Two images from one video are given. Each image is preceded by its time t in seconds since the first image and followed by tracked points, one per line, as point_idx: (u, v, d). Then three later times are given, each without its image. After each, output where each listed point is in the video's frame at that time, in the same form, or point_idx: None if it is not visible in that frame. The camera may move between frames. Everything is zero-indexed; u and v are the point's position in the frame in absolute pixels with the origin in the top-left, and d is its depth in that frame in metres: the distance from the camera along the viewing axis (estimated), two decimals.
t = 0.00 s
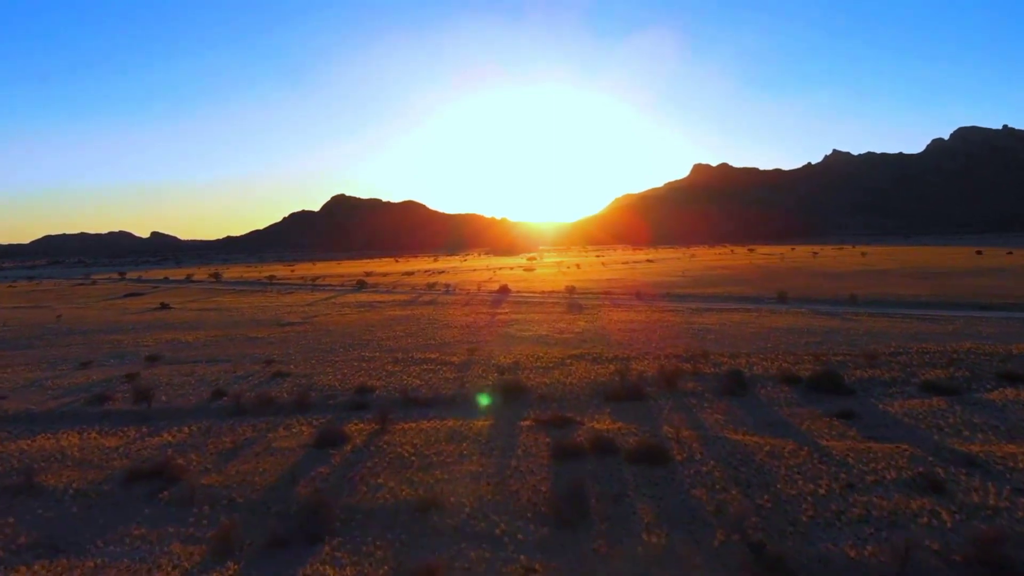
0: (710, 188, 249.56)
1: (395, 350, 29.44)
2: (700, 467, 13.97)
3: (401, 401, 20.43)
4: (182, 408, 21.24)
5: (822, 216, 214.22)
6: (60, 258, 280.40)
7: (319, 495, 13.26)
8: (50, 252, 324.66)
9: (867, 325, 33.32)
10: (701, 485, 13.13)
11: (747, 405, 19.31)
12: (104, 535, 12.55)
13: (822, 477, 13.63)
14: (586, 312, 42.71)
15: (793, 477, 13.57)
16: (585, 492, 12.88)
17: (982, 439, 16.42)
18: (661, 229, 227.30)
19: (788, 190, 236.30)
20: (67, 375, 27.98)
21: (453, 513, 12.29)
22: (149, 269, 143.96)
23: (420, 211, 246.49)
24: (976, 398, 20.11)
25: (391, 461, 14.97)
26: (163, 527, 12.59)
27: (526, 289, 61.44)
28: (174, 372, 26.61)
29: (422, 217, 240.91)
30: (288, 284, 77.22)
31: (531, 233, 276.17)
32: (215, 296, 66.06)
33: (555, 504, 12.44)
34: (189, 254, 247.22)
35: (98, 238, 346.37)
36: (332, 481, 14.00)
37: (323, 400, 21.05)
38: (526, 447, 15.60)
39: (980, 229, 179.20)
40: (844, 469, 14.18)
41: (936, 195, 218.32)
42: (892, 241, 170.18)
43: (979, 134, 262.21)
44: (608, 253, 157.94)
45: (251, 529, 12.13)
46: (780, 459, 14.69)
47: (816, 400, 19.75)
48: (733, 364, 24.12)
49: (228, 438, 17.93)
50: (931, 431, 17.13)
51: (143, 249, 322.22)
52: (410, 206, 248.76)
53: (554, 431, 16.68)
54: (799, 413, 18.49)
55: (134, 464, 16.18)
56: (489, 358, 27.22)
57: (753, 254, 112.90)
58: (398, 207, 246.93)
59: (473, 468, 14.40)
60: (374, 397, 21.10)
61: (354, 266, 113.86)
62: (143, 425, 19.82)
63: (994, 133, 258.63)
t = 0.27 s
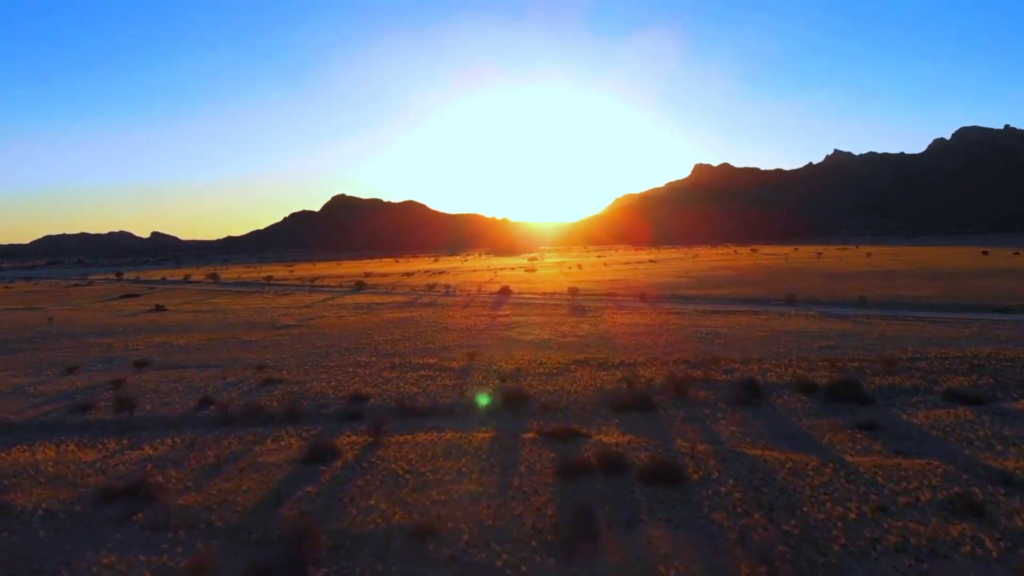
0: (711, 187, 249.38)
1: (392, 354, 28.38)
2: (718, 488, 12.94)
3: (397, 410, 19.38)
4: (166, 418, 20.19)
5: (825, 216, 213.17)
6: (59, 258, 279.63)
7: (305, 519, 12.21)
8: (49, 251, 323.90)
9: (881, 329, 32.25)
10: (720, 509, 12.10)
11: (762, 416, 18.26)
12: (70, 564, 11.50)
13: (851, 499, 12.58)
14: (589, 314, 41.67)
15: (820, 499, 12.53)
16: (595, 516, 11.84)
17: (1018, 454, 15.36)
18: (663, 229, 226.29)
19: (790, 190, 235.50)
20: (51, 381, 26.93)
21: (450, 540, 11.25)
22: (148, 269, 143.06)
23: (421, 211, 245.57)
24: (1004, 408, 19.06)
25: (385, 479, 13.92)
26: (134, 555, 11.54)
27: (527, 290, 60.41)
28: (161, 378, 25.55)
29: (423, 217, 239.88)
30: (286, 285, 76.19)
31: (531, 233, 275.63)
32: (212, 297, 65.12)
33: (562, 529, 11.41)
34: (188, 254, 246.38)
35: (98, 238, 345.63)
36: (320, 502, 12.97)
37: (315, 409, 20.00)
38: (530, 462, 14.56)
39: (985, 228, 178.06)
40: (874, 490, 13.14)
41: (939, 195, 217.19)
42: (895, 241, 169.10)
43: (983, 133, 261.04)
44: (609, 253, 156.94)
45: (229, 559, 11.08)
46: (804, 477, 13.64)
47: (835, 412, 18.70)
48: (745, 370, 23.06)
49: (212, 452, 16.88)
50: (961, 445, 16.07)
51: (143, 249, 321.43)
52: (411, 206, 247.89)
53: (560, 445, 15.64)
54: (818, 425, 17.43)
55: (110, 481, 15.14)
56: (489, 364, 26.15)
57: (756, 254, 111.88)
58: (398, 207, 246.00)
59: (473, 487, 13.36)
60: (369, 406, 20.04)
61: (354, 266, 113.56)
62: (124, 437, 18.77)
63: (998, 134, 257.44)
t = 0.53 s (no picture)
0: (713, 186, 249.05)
1: (389, 359, 27.30)
2: (739, 511, 11.90)
3: (392, 420, 18.33)
4: (149, 430, 19.14)
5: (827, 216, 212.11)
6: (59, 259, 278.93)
7: (289, 546, 11.15)
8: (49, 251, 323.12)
9: (895, 332, 31.14)
10: (743, 536, 11.05)
11: (780, 429, 17.19)
12: None
13: (885, 525, 11.54)
14: (593, 316, 40.61)
15: (851, 524, 11.49)
16: (606, 544, 10.77)
17: None
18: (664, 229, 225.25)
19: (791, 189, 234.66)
20: (34, 387, 25.88)
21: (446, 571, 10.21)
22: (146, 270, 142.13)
23: (421, 211, 244.64)
24: None
25: (377, 499, 12.88)
26: None
27: (528, 291, 59.40)
28: (147, 385, 24.46)
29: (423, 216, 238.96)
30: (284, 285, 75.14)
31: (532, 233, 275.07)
32: (208, 298, 64.16)
33: (570, 560, 10.36)
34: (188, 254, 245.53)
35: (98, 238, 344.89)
36: (306, 526, 11.91)
37: (305, 420, 18.95)
38: (534, 480, 13.50)
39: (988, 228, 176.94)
40: (908, 513, 12.09)
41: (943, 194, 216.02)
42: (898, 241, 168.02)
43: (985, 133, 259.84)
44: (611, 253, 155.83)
45: None
46: (831, 498, 12.60)
47: (857, 424, 17.64)
48: (759, 378, 21.99)
49: (194, 467, 15.82)
50: (996, 460, 15.01)
51: (143, 249, 320.65)
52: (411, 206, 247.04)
53: (565, 460, 14.58)
54: (840, 439, 16.38)
55: (82, 501, 14.08)
56: (489, 369, 25.07)
57: (759, 254, 111.09)
58: (399, 207, 245.06)
59: (472, 509, 12.29)
60: (362, 416, 18.97)
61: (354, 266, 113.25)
62: (102, 450, 17.70)
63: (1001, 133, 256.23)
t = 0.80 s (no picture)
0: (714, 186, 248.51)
1: (385, 363, 26.27)
2: (766, 540, 10.87)
3: (386, 431, 17.28)
4: (129, 442, 18.09)
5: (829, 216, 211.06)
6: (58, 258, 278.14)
7: None
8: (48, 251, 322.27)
9: (909, 336, 30.07)
10: (771, 570, 10.04)
11: (800, 442, 16.15)
12: None
13: (925, 556, 10.51)
14: (595, 318, 39.56)
15: (889, 556, 10.46)
16: None
17: None
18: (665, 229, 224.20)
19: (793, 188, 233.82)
20: (14, 394, 24.80)
21: None
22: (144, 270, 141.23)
23: (421, 211, 243.72)
24: None
25: (369, 523, 11.85)
26: None
27: (529, 292, 58.35)
28: (131, 392, 23.38)
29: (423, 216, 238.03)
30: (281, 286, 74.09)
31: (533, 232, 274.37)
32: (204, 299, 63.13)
33: None
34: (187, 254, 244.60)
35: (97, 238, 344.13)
36: (289, 556, 10.86)
37: (295, 430, 17.90)
38: (538, 501, 12.44)
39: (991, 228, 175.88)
40: (949, 542, 11.06)
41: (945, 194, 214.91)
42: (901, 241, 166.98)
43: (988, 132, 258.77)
44: (612, 253, 154.74)
45: None
46: (864, 525, 11.58)
47: (882, 437, 16.59)
48: (773, 385, 20.93)
49: (173, 484, 14.77)
50: None
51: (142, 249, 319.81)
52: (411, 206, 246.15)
53: (572, 478, 13.53)
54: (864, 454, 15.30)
55: (49, 524, 13.02)
56: (489, 375, 23.99)
57: (761, 254, 110.36)
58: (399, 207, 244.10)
59: (471, 535, 11.24)
60: (355, 427, 17.90)
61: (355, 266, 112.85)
62: (78, 464, 16.63)
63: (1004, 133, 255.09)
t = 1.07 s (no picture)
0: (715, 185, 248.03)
1: (381, 369, 25.19)
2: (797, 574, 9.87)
3: (379, 444, 16.21)
4: (108, 455, 17.05)
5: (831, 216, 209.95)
6: (57, 258, 277.15)
7: None
8: (48, 250, 321.41)
9: (927, 340, 28.94)
10: None
11: (823, 458, 15.08)
12: None
13: None
14: (599, 321, 38.47)
15: None
16: None
17: None
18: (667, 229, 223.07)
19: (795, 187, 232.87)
20: None
21: None
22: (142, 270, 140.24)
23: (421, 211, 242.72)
24: None
25: (357, 552, 10.82)
26: None
27: (531, 293, 57.23)
28: (115, 401, 22.32)
29: (424, 216, 237.10)
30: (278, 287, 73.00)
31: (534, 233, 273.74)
32: (199, 300, 62.09)
33: None
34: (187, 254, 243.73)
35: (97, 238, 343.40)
36: None
37: (282, 443, 16.84)
38: (544, 526, 11.40)
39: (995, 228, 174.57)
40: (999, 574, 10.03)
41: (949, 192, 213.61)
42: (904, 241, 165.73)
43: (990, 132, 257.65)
44: (614, 253, 153.61)
45: None
46: (903, 555, 10.55)
47: (910, 451, 15.53)
48: (789, 394, 19.83)
49: (149, 504, 13.72)
50: None
51: (141, 249, 318.71)
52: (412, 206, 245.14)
53: (580, 498, 12.49)
54: (896, 474, 14.22)
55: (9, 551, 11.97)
56: (490, 382, 22.87)
57: (765, 254, 109.44)
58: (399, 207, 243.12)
59: (470, 566, 10.20)
60: (348, 438, 16.85)
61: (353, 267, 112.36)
62: (50, 480, 15.61)
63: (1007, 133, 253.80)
